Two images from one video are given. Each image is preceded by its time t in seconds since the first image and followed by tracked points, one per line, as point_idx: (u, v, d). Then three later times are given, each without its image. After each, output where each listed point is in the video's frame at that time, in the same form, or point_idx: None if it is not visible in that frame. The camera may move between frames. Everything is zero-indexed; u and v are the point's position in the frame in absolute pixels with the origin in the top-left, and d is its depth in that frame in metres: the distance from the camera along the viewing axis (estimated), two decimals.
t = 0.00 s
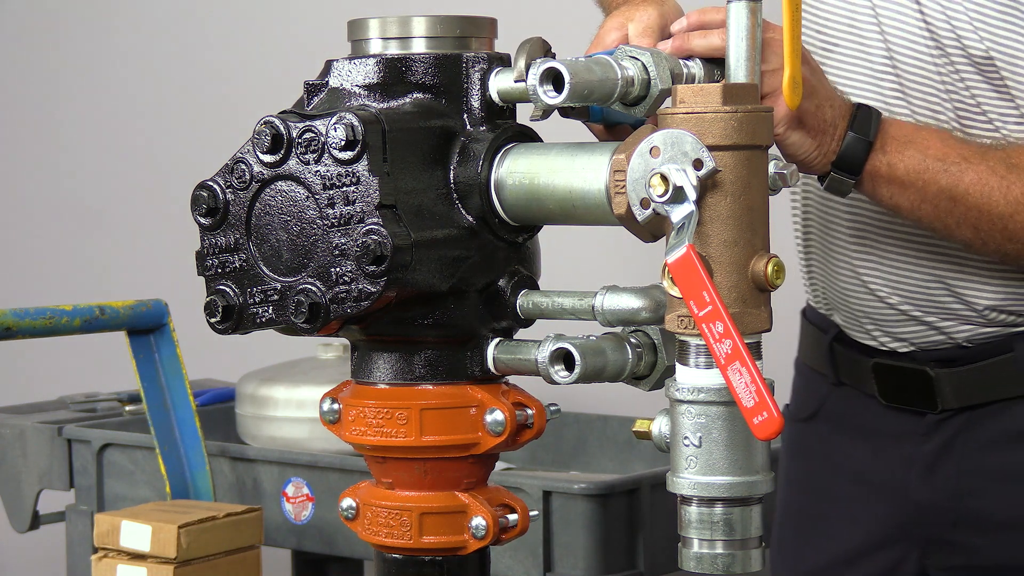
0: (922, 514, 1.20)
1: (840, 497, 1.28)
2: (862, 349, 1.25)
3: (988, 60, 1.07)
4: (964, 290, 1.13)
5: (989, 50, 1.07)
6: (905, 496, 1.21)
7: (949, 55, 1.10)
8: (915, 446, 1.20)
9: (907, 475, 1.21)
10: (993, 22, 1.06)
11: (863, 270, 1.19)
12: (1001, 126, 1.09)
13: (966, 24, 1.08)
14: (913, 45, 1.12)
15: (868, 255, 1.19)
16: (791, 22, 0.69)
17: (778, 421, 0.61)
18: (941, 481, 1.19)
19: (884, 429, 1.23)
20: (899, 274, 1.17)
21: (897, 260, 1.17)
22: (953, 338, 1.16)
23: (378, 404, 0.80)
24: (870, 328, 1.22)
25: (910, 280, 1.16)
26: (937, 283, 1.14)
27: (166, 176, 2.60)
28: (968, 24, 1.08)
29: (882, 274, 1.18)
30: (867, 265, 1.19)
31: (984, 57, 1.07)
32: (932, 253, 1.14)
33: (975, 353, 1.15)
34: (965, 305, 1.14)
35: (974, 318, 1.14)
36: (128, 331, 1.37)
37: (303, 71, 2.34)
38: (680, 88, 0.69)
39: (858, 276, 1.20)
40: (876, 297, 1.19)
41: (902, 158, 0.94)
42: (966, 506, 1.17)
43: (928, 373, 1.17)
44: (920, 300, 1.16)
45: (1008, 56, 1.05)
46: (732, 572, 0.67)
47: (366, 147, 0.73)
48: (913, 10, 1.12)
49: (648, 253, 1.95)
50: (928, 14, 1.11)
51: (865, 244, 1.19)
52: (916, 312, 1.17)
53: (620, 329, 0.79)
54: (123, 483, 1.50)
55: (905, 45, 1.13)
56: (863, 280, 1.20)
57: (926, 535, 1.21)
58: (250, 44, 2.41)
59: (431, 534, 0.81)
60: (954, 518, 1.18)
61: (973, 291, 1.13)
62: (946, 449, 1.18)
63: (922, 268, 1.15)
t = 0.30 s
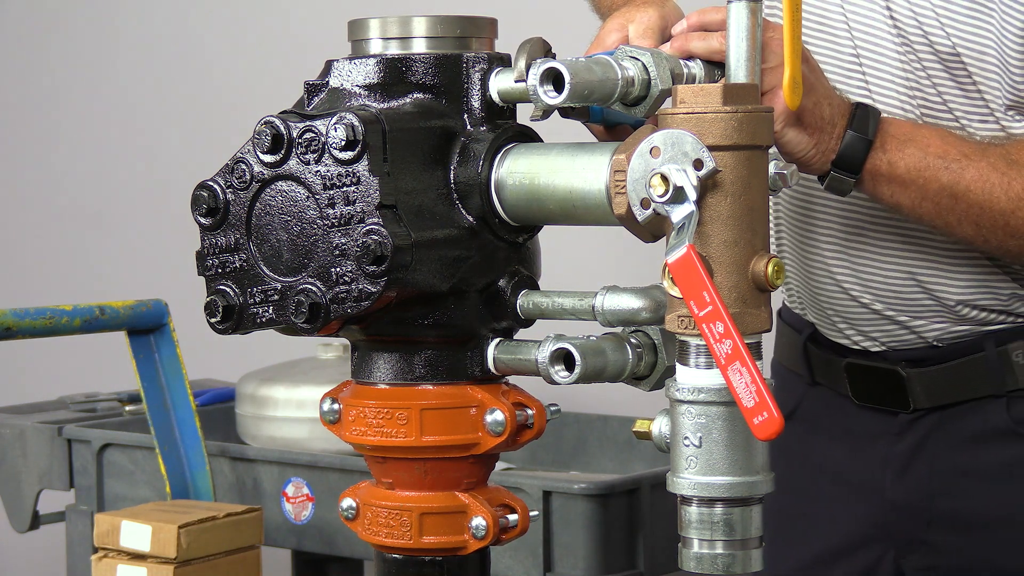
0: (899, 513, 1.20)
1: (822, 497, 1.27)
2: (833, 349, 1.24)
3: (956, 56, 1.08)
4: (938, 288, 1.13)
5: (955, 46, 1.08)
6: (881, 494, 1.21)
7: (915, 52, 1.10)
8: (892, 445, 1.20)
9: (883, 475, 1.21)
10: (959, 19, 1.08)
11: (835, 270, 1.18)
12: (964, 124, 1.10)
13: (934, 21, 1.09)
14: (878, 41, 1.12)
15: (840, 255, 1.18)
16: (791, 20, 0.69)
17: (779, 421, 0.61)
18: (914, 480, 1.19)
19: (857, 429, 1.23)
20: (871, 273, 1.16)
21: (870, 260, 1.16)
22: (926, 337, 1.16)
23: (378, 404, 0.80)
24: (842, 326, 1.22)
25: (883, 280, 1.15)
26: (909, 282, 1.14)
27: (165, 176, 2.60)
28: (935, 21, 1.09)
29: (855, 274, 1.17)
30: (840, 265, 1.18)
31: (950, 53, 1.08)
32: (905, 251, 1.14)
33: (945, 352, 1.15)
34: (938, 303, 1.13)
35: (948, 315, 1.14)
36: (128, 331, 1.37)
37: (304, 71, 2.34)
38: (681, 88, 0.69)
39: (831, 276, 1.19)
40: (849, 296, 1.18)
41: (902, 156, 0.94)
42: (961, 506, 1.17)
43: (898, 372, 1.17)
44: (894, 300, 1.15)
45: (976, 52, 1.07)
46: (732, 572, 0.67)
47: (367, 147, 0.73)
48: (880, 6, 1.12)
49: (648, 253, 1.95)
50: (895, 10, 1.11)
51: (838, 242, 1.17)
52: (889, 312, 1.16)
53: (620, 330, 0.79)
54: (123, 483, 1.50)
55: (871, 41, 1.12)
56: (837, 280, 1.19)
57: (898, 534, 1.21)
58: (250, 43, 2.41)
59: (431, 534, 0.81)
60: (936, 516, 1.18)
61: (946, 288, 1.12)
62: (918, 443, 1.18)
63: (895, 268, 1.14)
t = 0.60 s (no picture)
0: (899, 513, 1.20)
1: (822, 496, 1.27)
2: (832, 349, 1.24)
3: (950, 54, 1.08)
4: (937, 287, 1.13)
5: (949, 43, 1.08)
6: (877, 494, 1.21)
7: (909, 49, 1.10)
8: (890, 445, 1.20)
9: (882, 475, 1.21)
10: (952, 16, 1.08)
11: (834, 269, 1.18)
12: (959, 122, 1.10)
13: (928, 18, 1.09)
14: (873, 40, 1.12)
15: (839, 255, 1.17)
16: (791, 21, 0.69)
17: (779, 421, 0.61)
18: (916, 479, 1.19)
19: (859, 429, 1.23)
20: (869, 273, 1.15)
21: (868, 259, 1.15)
22: (925, 337, 1.16)
23: (378, 404, 0.80)
24: (841, 326, 1.22)
25: (881, 279, 1.15)
26: (908, 281, 1.14)
27: (165, 177, 2.60)
28: (929, 18, 1.08)
29: (853, 274, 1.17)
30: (838, 265, 1.18)
31: (944, 51, 1.08)
32: (904, 250, 1.14)
33: (944, 352, 1.15)
34: (937, 302, 1.13)
35: (947, 315, 1.14)
36: (128, 331, 1.37)
37: (304, 71, 2.34)
38: (682, 89, 0.69)
39: (829, 275, 1.19)
40: (848, 296, 1.18)
41: (903, 155, 0.94)
42: (960, 506, 1.17)
43: (897, 373, 1.17)
44: (893, 300, 1.15)
45: (971, 50, 1.07)
46: (732, 572, 0.67)
47: (367, 146, 0.73)
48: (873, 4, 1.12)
49: (648, 254, 1.95)
50: (889, 8, 1.11)
51: (836, 242, 1.17)
52: (888, 311, 1.16)
53: (621, 330, 0.79)
54: (123, 483, 1.50)
55: (865, 39, 1.12)
56: (835, 280, 1.18)
57: (899, 533, 1.21)
58: (251, 44, 2.41)
59: (431, 534, 0.81)
60: (935, 517, 1.18)
61: (945, 287, 1.12)
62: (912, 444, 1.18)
63: (894, 267, 1.14)
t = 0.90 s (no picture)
0: (900, 513, 1.20)
1: (822, 497, 1.27)
2: (832, 350, 1.24)
3: (951, 54, 1.08)
4: (937, 285, 1.12)
5: (949, 43, 1.07)
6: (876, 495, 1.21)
7: (909, 50, 1.10)
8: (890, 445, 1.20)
9: (882, 475, 1.21)
10: (951, 15, 1.08)
11: (835, 269, 1.18)
12: (958, 122, 1.10)
13: (928, 17, 1.08)
14: (873, 41, 1.12)
15: (840, 254, 1.17)
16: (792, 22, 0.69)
17: (781, 421, 0.61)
18: (915, 480, 1.19)
19: (859, 429, 1.23)
20: (870, 272, 1.15)
21: (869, 259, 1.15)
22: (926, 337, 1.16)
23: (379, 404, 0.80)
24: (842, 327, 1.21)
25: (883, 278, 1.15)
26: (909, 280, 1.13)
27: (165, 177, 2.60)
28: (928, 18, 1.08)
29: (855, 273, 1.16)
30: (839, 265, 1.17)
31: (943, 50, 1.08)
32: (905, 248, 1.13)
33: (944, 353, 1.15)
34: (938, 301, 1.13)
35: (947, 314, 1.14)
36: (128, 331, 1.37)
37: (304, 72, 2.34)
38: (683, 89, 0.69)
39: (830, 276, 1.19)
40: (849, 296, 1.18)
41: (903, 154, 0.94)
42: (961, 506, 1.17)
43: (897, 374, 1.17)
44: (894, 299, 1.15)
45: (970, 48, 1.07)
46: (733, 572, 0.67)
47: (369, 146, 0.73)
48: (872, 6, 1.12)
49: (648, 254, 1.95)
50: (889, 8, 1.11)
51: (838, 241, 1.17)
52: (890, 311, 1.16)
53: (621, 330, 0.79)
54: (123, 483, 1.50)
55: (865, 40, 1.12)
56: (836, 280, 1.18)
57: (900, 534, 1.21)
58: (251, 43, 2.41)
59: (431, 534, 0.81)
60: (936, 517, 1.18)
61: (946, 286, 1.12)
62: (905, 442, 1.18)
63: (896, 266, 1.14)
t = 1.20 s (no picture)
0: (899, 513, 1.20)
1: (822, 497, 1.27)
2: (830, 351, 1.24)
3: (948, 53, 1.08)
4: (934, 286, 1.12)
5: (946, 42, 1.08)
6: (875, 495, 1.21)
7: (906, 50, 1.10)
8: (890, 445, 1.20)
9: (882, 475, 1.21)
10: (947, 14, 1.08)
11: (833, 269, 1.18)
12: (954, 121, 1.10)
13: (925, 17, 1.09)
14: (869, 39, 1.12)
15: (838, 255, 1.17)
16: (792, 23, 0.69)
17: (781, 421, 0.61)
18: (915, 480, 1.19)
19: (858, 429, 1.23)
20: (867, 272, 1.15)
21: (867, 259, 1.15)
22: (921, 337, 1.16)
23: (379, 404, 0.80)
24: (839, 327, 1.21)
25: (880, 279, 1.15)
26: (906, 280, 1.14)
27: (165, 177, 2.60)
28: (924, 18, 1.09)
29: (852, 274, 1.17)
30: (837, 265, 1.17)
31: (940, 50, 1.08)
32: (902, 248, 1.14)
33: (939, 354, 1.15)
34: (935, 302, 1.13)
35: (943, 315, 1.14)
36: (128, 331, 1.37)
37: (304, 71, 2.34)
38: (684, 89, 0.69)
39: (827, 277, 1.19)
40: (846, 296, 1.18)
41: (904, 152, 0.94)
42: (961, 506, 1.16)
43: (892, 374, 1.17)
44: (891, 299, 1.15)
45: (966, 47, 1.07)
46: (733, 573, 0.67)
47: (369, 146, 0.73)
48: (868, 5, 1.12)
49: (649, 254, 1.95)
50: (886, 8, 1.11)
51: (836, 241, 1.17)
52: (886, 311, 1.16)
53: (622, 330, 0.79)
54: (123, 483, 1.50)
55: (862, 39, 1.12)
56: (834, 280, 1.18)
57: (899, 534, 1.21)
58: (251, 43, 2.41)
59: (431, 534, 0.81)
60: (935, 517, 1.18)
61: (942, 286, 1.12)
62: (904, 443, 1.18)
63: (892, 266, 1.14)
